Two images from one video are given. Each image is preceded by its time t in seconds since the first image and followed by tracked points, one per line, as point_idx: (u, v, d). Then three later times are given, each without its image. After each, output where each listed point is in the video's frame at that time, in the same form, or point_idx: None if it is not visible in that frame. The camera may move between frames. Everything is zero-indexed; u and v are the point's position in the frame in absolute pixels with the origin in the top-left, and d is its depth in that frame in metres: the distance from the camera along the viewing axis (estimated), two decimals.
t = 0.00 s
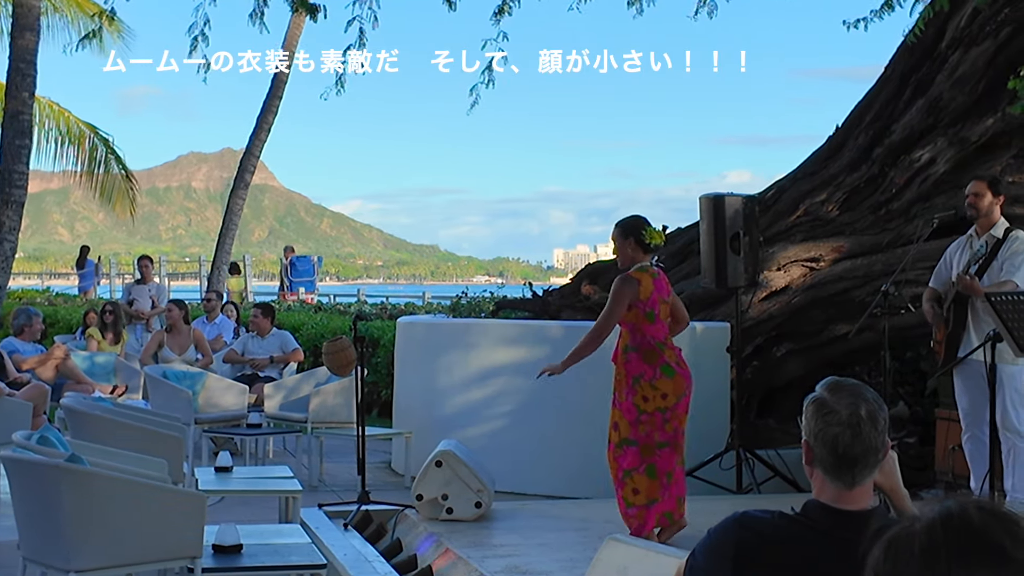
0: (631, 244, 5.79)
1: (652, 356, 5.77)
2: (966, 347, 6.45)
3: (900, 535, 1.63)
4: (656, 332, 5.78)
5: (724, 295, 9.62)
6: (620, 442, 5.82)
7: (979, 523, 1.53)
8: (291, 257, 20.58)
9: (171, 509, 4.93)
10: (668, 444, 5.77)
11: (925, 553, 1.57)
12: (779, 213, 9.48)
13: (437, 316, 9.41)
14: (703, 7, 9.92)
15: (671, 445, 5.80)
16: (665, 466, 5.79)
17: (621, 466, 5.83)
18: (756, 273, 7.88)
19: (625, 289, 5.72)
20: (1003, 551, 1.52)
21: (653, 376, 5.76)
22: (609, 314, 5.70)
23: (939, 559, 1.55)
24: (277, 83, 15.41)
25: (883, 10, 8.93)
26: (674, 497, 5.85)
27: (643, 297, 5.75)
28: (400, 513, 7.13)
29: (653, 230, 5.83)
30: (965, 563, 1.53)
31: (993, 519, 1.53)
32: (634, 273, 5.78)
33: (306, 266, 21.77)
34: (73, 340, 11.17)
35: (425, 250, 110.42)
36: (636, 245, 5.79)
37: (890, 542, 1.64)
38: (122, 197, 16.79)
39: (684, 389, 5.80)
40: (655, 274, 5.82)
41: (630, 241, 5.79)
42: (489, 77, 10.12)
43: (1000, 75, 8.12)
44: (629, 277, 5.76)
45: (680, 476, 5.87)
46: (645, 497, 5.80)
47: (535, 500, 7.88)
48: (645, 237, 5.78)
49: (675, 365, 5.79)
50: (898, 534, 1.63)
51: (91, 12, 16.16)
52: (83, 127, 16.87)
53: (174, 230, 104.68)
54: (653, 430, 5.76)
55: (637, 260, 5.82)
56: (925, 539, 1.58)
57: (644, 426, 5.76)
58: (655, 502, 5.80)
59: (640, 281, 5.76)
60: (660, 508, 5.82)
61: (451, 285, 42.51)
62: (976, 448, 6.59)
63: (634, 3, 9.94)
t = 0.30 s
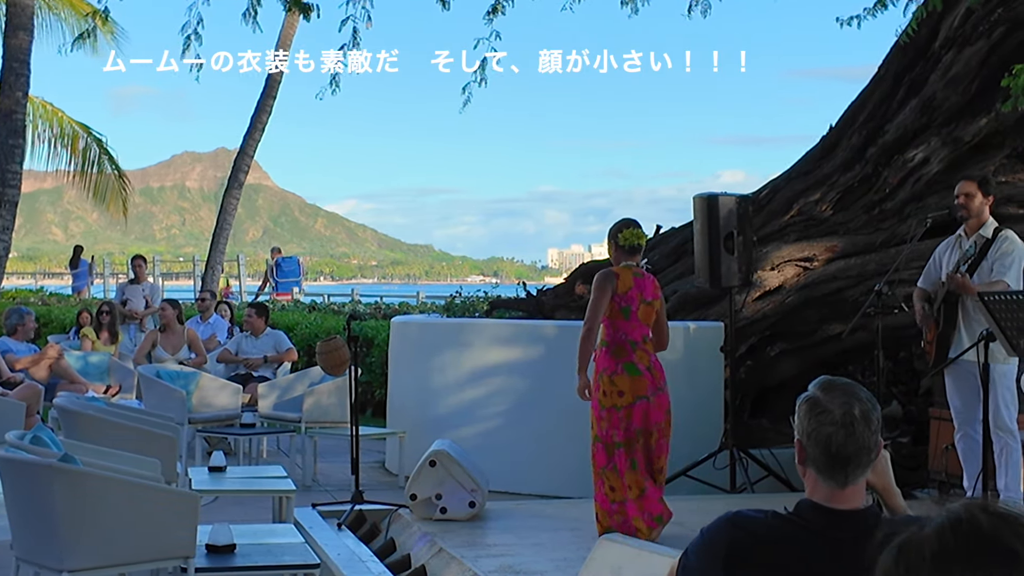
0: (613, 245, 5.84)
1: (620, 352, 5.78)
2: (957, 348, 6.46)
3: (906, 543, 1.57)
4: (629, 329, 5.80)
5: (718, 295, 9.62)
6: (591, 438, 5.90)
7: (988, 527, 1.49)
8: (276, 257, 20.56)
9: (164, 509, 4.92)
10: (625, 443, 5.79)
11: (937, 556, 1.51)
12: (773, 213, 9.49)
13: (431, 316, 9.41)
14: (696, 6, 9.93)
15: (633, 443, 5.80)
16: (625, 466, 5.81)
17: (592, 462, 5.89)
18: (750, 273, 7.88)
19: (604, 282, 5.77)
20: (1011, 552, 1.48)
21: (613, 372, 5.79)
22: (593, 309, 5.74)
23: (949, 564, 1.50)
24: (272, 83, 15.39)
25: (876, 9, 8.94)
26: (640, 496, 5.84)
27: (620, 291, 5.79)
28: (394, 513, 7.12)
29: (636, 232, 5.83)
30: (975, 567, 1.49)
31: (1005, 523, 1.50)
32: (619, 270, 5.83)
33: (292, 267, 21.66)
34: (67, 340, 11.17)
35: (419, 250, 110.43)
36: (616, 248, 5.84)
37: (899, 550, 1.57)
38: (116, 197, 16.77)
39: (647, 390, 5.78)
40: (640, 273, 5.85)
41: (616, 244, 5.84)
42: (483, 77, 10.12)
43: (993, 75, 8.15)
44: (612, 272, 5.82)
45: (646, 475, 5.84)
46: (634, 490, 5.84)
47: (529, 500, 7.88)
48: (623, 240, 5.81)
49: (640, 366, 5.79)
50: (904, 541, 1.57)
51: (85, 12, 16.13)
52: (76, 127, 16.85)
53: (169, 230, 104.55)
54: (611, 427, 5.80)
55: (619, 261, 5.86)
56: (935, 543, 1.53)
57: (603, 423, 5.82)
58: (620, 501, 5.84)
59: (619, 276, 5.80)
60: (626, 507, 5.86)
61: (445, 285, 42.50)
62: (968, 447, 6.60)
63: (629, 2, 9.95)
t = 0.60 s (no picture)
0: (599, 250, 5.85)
1: (603, 351, 5.81)
2: (947, 348, 6.48)
3: (888, 541, 1.53)
4: (616, 331, 5.81)
5: (708, 294, 9.62)
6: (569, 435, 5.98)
7: (971, 524, 1.46)
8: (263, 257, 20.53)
9: (154, 509, 4.92)
10: (589, 439, 5.80)
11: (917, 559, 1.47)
12: (764, 213, 9.50)
13: (423, 315, 9.41)
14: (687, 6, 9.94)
15: (596, 442, 5.79)
16: (586, 462, 5.81)
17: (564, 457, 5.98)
18: (741, 272, 7.89)
19: (591, 287, 5.75)
20: (994, 551, 1.45)
21: (591, 369, 5.83)
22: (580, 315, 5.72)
23: (930, 562, 1.46)
24: (263, 82, 15.38)
25: (867, 9, 8.95)
26: (598, 500, 5.79)
27: (609, 295, 5.79)
28: (385, 513, 7.12)
29: (624, 235, 5.83)
30: (959, 565, 1.45)
31: (987, 521, 1.47)
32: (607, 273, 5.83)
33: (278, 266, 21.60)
34: (58, 340, 11.15)
35: (412, 251, 110.38)
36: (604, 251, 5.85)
37: (880, 548, 1.53)
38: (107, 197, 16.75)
39: (621, 391, 5.79)
40: (628, 276, 5.83)
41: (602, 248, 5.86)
42: (474, 76, 10.12)
43: (983, 75, 8.17)
44: (600, 276, 5.80)
45: (606, 478, 5.79)
46: (608, 493, 5.78)
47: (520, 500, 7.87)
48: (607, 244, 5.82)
49: (620, 368, 5.80)
50: (885, 540, 1.53)
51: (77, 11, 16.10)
52: (67, 127, 16.82)
53: (162, 231, 104.36)
54: (578, 421, 5.85)
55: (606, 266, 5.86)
56: (915, 542, 1.49)
57: (574, 417, 5.87)
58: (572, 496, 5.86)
59: (608, 280, 5.79)
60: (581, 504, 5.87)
61: (436, 285, 42.53)
62: (958, 447, 6.61)
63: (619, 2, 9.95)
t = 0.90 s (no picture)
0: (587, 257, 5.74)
1: (610, 359, 5.78)
2: (936, 347, 6.50)
3: (872, 531, 1.69)
4: (620, 340, 5.78)
5: (699, 294, 9.63)
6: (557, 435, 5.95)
7: (955, 521, 1.61)
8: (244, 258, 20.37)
9: (143, 510, 4.91)
10: (589, 443, 5.79)
11: (903, 551, 1.62)
12: (754, 213, 9.51)
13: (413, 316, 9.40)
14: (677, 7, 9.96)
15: (596, 447, 5.80)
16: (580, 465, 5.80)
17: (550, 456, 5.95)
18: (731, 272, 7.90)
19: (588, 308, 5.69)
20: (975, 547, 1.60)
21: (600, 376, 5.78)
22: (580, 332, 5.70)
23: (915, 552, 1.61)
24: (254, 82, 15.36)
25: (858, 9, 8.97)
26: (583, 503, 5.81)
27: (609, 309, 5.73)
28: (375, 513, 7.12)
29: (610, 241, 5.76)
30: (941, 557, 1.60)
31: (970, 516, 1.62)
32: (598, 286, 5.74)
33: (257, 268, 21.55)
34: (47, 340, 11.12)
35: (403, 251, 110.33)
36: (592, 258, 5.74)
37: (865, 537, 1.69)
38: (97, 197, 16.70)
39: (630, 396, 5.79)
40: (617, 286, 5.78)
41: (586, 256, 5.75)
42: (465, 76, 10.12)
43: (973, 76, 8.21)
44: (594, 292, 5.72)
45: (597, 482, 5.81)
46: (595, 495, 5.80)
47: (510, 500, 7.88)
48: (599, 249, 5.72)
49: (629, 373, 5.79)
50: (871, 531, 1.69)
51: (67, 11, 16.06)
52: (57, 127, 16.77)
53: (153, 231, 104.13)
54: (581, 425, 5.81)
55: (593, 273, 5.77)
56: (899, 533, 1.64)
57: (575, 421, 5.83)
58: (557, 496, 5.85)
59: (603, 297, 5.72)
60: (561, 503, 5.87)
61: (427, 285, 42.49)
62: (947, 446, 6.62)
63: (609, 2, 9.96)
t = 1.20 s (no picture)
0: (582, 271, 5.72)
1: (618, 376, 5.79)
2: (927, 347, 6.52)
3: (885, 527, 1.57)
4: (619, 354, 5.79)
5: (690, 295, 9.65)
6: (569, 455, 5.84)
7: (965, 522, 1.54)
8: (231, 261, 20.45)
9: (133, 511, 4.89)
10: (620, 464, 5.81)
11: (916, 548, 1.52)
12: (744, 213, 9.52)
13: (404, 316, 9.40)
14: (666, 7, 9.97)
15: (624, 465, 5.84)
16: (612, 486, 5.82)
17: (566, 478, 5.85)
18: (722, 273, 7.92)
19: (583, 326, 5.69)
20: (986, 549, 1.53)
21: (616, 397, 5.78)
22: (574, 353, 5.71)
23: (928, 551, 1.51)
24: (244, 82, 15.34)
25: (848, 10, 8.99)
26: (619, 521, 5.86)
27: (604, 326, 5.73)
28: (366, 514, 7.12)
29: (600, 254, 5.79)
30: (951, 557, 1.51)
31: (977, 519, 1.56)
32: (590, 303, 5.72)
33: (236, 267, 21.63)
34: (37, 340, 11.10)
35: (393, 251, 110.38)
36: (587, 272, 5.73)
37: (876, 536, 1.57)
38: (86, 197, 16.71)
39: (646, 411, 5.84)
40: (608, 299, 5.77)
41: (581, 269, 5.72)
42: (456, 76, 10.12)
43: (962, 77, 8.25)
44: (587, 311, 5.70)
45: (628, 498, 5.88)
46: (629, 511, 5.88)
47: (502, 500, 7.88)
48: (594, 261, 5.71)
49: (639, 388, 5.82)
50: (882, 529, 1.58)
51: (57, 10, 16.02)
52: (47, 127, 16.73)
53: (144, 231, 103.91)
54: (607, 447, 5.80)
55: (586, 286, 5.75)
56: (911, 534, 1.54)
57: (597, 443, 5.80)
58: (592, 518, 5.80)
59: (596, 313, 5.72)
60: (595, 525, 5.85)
61: (419, 285, 42.47)
62: (937, 447, 6.64)
63: (600, 3, 9.97)
